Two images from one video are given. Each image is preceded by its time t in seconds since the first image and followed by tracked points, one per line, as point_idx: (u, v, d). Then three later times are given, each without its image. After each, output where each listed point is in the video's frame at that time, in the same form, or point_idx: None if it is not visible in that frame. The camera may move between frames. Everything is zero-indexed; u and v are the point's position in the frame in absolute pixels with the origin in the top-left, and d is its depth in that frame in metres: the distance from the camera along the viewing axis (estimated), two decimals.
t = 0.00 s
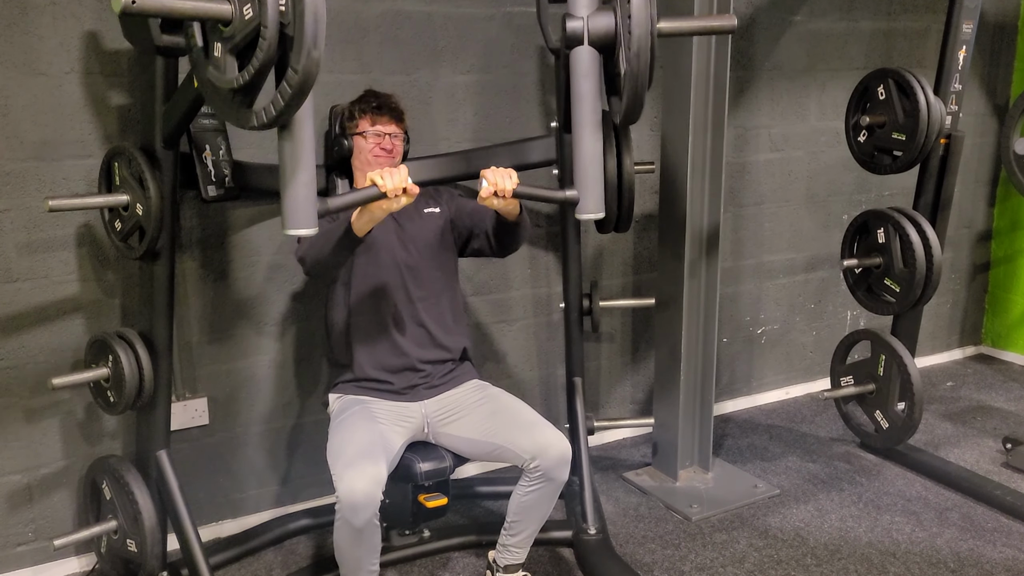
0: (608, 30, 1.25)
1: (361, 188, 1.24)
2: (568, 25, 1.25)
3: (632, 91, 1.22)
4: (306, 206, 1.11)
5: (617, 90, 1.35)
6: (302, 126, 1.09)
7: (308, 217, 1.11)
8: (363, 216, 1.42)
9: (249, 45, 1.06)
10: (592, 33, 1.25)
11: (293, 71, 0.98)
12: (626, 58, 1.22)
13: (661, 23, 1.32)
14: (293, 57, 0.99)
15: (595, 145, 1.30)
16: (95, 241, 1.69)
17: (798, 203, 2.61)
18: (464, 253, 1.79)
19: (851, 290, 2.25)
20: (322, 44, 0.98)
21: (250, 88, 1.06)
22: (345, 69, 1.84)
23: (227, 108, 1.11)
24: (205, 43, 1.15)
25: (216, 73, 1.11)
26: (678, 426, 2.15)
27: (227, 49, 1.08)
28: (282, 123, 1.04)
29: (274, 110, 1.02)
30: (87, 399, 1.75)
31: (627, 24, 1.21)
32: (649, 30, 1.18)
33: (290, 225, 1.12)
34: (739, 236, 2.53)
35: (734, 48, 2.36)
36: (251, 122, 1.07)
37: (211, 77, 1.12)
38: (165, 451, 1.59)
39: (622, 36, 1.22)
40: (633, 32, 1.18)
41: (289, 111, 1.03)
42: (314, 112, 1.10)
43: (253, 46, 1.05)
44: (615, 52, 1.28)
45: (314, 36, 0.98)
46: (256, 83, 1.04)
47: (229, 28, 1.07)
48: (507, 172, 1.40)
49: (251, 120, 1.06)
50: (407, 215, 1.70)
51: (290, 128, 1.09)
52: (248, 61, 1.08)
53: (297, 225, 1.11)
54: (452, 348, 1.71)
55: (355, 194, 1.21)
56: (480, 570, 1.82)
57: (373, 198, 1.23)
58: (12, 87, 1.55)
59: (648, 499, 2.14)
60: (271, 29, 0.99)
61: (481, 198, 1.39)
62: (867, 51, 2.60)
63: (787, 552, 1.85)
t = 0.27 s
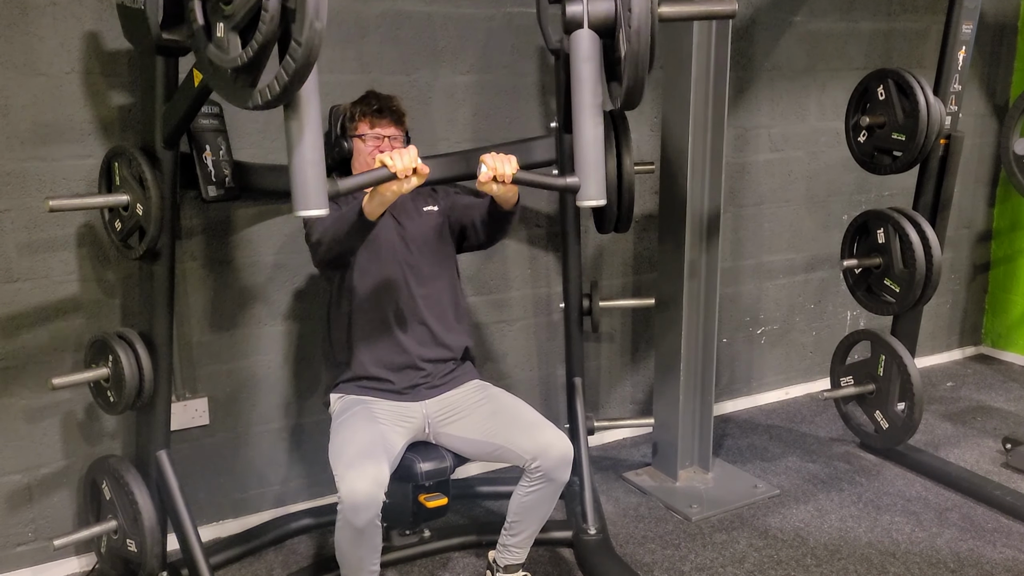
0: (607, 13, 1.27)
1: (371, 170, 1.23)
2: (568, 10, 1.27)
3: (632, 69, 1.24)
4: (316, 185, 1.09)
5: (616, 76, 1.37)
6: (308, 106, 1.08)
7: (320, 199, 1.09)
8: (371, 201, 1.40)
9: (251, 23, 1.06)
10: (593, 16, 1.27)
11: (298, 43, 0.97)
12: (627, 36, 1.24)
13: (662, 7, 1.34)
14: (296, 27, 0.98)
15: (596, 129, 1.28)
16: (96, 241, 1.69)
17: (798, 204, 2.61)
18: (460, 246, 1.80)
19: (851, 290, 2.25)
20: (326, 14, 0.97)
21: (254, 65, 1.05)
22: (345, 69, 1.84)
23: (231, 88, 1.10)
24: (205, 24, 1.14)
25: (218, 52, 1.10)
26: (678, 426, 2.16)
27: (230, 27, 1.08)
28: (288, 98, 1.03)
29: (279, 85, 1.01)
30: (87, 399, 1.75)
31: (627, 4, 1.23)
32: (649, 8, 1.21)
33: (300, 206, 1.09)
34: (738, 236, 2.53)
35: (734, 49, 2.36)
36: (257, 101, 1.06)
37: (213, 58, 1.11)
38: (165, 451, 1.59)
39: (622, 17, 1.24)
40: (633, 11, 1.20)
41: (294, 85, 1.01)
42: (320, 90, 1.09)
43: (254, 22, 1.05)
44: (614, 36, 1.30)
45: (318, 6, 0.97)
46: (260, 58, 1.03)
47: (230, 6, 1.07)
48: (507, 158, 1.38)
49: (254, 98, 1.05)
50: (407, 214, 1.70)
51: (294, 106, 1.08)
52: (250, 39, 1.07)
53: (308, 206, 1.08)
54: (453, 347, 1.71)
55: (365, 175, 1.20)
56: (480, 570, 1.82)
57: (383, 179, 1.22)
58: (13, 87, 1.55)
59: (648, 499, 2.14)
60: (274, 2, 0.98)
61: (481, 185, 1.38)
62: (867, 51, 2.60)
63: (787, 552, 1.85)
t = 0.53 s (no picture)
0: (607, 6, 1.28)
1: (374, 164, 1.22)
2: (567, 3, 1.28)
3: (633, 61, 1.24)
4: (319, 180, 1.09)
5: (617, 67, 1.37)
6: (309, 99, 1.08)
7: (324, 193, 1.10)
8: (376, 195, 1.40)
9: (252, 16, 1.06)
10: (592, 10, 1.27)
11: (299, 34, 0.97)
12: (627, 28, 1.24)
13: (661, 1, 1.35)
14: (297, 20, 0.98)
15: (596, 123, 1.29)
16: (96, 242, 1.69)
17: (798, 204, 2.61)
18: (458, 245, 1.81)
19: (851, 291, 2.25)
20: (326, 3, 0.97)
21: (257, 57, 1.05)
22: (346, 70, 1.84)
23: (233, 82, 1.10)
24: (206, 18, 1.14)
25: (219, 46, 1.10)
26: (679, 427, 2.15)
27: (231, 21, 1.08)
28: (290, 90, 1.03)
29: (280, 78, 1.01)
30: (88, 401, 1.76)
31: None
32: None
33: (304, 201, 1.10)
34: (739, 237, 2.53)
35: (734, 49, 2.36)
36: (259, 93, 1.06)
37: (213, 52, 1.11)
38: (166, 452, 1.59)
39: (622, 9, 1.24)
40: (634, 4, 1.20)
41: (296, 78, 1.01)
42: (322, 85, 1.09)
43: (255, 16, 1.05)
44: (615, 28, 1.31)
45: None
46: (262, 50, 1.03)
47: None
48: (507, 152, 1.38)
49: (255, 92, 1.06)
50: (407, 215, 1.70)
51: (296, 99, 1.08)
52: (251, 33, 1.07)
53: (311, 200, 1.09)
54: (454, 347, 1.71)
55: (368, 170, 1.20)
56: (481, 571, 1.82)
57: (387, 173, 1.22)
58: (14, 90, 1.55)
59: (648, 499, 2.14)
60: None
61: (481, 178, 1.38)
62: (867, 52, 2.60)
63: (787, 553, 1.85)
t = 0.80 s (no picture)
0: (608, 11, 1.27)
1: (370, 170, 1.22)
2: (568, 8, 1.27)
3: (634, 67, 1.25)
4: (316, 185, 1.09)
5: (618, 72, 1.37)
6: (309, 104, 1.09)
7: (321, 200, 1.10)
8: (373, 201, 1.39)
9: (251, 23, 1.06)
10: (592, 15, 1.27)
11: (298, 43, 0.98)
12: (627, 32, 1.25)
13: (663, 4, 1.36)
14: (297, 28, 0.99)
15: (596, 127, 1.29)
16: (97, 242, 1.69)
17: (799, 203, 2.61)
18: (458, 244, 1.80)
19: (852, 290, 2.25)
20: (326, 13, 0.98)
21: (256, 64, 1.06)
22: (346, 70, 1.84)
23: (233, 88, 1.11)
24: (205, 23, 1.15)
25: (219, 52, 1.11)
26: (679, 426, 2.15)
27: (230, 28, 1.09)
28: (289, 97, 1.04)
29: (280, 85, 1.02)
30: (89, 400, 1.76)
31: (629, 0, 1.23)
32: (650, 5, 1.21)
33: (301, 206, 1.10)
34: (739, 236, 2.53)
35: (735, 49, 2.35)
36: (259, 100, 1.07)
37: (213, 57, 1.12)
38: (167, 451, 1.59)
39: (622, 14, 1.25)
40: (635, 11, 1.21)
41: (294, 86, 1.02)
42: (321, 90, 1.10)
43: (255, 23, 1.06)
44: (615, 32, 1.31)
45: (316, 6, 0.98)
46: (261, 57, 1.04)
47: (229, 6, 1.07)
48: (508, 157, 1.39)
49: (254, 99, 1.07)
50: (407, 213, 1.70)
51: (296, 105, 1.08)
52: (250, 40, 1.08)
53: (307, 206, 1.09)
54: (454, 346, 1.71)
55: (364, 176, 1.19)
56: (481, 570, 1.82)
57: (383, 179, 1.21)
58: (14, 89, 1.56)
59: (649, 498, 2.14)
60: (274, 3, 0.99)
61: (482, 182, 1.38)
62: (868, 51, 2.60)
63: (788, 552, 1.85)
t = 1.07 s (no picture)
0: (608, 22, 1.26)
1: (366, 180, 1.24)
2: (567, 20, 1.26)
3: (633, 81, 1.23)
4: (310, 200, 1.11)
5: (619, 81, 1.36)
6: (306, 118, 1.09)
7: (315, 208, 1.12)
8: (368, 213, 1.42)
9: (251, 36, 1.07)
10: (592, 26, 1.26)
11: (296, 61, 0.99)
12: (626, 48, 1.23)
13: (663, 15, 1.33)
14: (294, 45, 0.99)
15: (596, 140, 1.29)
16: (97, 241, 1.69)
17: (799, 202, 2.61)
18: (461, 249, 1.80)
19: (852, 289, 2.25)
20: (324, 31, 0.98)
21: (255, 77, 1.06)
22: (346, 69, 1.84)
23: (233, 102, 1.12)
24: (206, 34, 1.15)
25: (219, 65, 1.12)
26: (680, 426, 2.15)
27: (230, 42, 1.09)
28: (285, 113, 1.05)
29: (277, 101, 1.03)
30: (89, 399, 1.76)
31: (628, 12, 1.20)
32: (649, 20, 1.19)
33: (295, 218, 1.11)
34: (740, 235, 2.53)
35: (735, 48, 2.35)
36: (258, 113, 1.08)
37: (213, 70, 1.13)
38: (167, 451, 1.59)
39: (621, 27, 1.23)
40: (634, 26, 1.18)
41: (292, 102, 1.03)
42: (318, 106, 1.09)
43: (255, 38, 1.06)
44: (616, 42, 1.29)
45: (315, 26, 0.98)
46: (260, 71, 1.04)
47: (229, 19, 1.07)
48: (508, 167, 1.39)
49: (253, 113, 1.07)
50: (408, 212, 1.70)
51: (293, 119, 1.08)
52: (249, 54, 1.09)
53: (300, 218, 1.11)
54: (458, 345, 1.71)
55: (358, 187, 1.21)
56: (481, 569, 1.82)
57: (378, 190, 1.22)
58: (14, 88, 1.56)
59: (649, 497, 2.14)
60: (273, 20, 1.00)
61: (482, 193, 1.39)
62: (868, 49, 2.60)
63: (788, 551, 1.85)
